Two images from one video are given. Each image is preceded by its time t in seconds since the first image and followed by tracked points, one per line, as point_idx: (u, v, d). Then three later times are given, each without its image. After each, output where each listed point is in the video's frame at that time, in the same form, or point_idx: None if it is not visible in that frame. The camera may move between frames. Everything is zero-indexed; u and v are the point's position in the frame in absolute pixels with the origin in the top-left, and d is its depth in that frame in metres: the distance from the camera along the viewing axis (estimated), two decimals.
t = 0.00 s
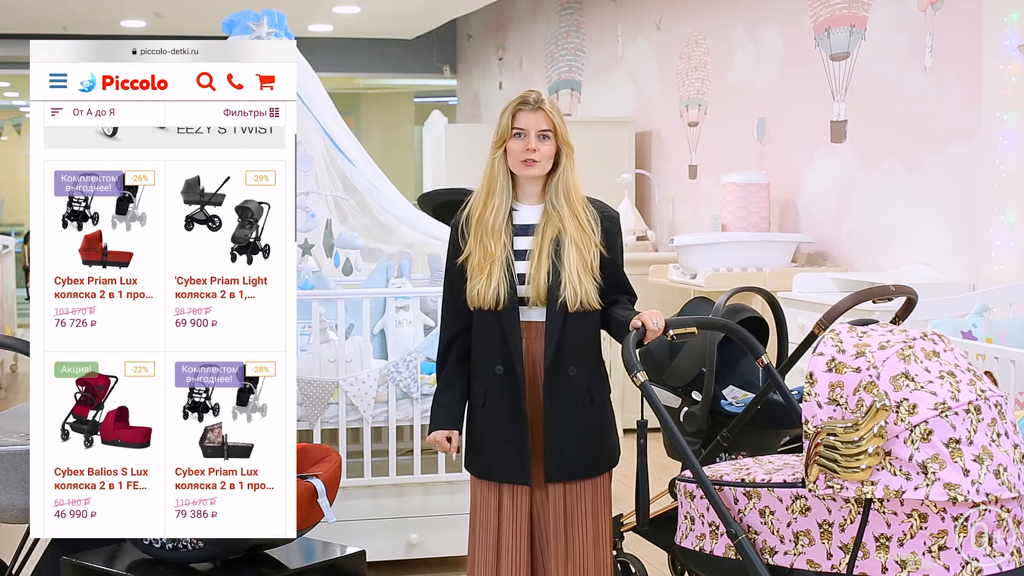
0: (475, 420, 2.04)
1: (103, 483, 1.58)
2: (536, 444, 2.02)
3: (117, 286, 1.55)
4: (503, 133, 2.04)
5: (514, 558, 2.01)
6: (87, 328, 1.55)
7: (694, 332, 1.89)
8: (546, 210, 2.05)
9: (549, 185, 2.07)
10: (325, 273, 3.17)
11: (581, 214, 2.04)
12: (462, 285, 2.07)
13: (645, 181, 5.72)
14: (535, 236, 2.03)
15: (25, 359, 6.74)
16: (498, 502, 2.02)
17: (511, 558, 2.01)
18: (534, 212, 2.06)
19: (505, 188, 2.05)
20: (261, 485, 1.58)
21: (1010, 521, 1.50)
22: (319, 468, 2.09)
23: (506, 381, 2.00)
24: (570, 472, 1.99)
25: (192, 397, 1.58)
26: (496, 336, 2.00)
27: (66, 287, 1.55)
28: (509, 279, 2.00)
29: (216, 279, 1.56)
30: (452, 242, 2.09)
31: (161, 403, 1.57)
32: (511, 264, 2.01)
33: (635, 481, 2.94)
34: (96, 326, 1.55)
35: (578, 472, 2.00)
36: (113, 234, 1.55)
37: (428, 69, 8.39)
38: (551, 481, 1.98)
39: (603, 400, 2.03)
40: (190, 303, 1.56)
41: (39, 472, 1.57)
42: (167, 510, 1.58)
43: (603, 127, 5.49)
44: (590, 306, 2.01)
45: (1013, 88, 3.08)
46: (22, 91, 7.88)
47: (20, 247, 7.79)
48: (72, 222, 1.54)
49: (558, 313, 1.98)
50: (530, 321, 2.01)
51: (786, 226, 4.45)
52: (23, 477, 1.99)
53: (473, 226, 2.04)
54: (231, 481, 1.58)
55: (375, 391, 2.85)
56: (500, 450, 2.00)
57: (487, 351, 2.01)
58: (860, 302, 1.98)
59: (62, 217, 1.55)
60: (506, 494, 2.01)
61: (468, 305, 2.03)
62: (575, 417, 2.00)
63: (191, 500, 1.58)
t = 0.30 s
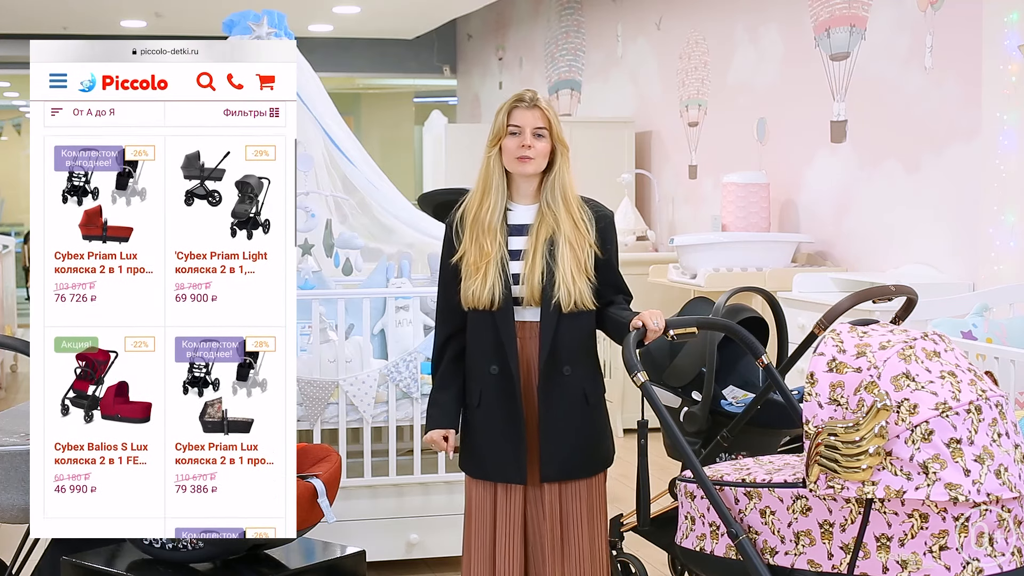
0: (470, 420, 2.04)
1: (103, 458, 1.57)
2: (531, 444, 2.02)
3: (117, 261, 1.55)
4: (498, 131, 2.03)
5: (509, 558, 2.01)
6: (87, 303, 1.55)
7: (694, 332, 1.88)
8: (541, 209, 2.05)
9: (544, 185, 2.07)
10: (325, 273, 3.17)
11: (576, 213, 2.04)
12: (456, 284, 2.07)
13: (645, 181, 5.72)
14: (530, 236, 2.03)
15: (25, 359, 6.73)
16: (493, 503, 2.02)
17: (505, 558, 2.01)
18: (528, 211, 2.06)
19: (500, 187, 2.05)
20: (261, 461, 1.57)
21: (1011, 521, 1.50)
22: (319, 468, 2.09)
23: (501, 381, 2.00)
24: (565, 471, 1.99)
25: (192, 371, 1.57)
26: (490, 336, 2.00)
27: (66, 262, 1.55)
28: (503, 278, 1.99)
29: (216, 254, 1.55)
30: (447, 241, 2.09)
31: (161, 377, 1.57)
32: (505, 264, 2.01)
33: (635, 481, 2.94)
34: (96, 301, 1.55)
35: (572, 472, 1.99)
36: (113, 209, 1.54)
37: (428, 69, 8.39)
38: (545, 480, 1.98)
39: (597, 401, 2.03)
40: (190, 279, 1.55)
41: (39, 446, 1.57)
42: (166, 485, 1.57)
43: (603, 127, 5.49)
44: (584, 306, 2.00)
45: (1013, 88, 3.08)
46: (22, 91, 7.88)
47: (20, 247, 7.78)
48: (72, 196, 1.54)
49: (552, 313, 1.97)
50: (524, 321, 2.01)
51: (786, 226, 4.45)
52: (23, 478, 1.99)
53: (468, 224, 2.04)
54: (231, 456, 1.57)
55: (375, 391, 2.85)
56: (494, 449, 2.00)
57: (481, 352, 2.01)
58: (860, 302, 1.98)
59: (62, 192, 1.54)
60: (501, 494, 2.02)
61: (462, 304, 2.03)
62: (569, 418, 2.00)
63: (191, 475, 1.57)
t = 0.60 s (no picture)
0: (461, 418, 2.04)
1: (103, 433, 1.56)
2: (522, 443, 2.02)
3: (117, 236, 1.55)
4: (491, 132, 2.03)
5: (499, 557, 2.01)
6: (87, 278, 1.54)
7: (693, 332, 1.88)
8: (533, 210, 2.05)
9: (536, 185, 2.07)
10: (325, 273, 3.17)
11: (568, 214, 2.04)
12: (449, 283, 2.07)
13: (645, 181, 5.72)
14: (522, 236, 2.03)
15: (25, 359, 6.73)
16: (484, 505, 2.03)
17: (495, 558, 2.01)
18: (521, 211, 2.06)
19: (493, 187, 2.05)
20: (261, 435, 1.57)
21: (1011, 521, 1.50)
22: (319, 468, 2.09)
23: (491, 381, 2.00)
24: (555, 471, 1.99)
25: (192, 346, 1.56)
26: (481, 335, 2.00)
27: (66, 237, 1.54)
28: (495, 278, 2.00)
29: (216, 228, 1.55)
30: (440, 241, 2.09)
31: (161, 352, 1.56)
32: (497, 263, 2.01)
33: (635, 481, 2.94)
34: (95, 276, 1.55)
35: (563, 472, 1.99)
36: (113, 183, 1.54)
37: (428, 69, 8.39)
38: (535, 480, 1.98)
39: (588, 399, 2.02)
40: (190, 254, 1.55)
41: (39, 422, 1.56)
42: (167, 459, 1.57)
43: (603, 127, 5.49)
44: (576, 306, 2.00)
45: (1013, 88, 3.08)
46: (22, 91, 7.89)
47: (20, 247, 7.78)
48: (72, 170, 1.54)
49: (542, 312, 1.98)
50: (514, 321, 2.01)
51: (786, 226, 4.45)
52: (23, 478, 1.99)
53: (460, 224, 2.05)
54: (231, 430, 1.57)
55: (375, 391, 2.85)
56: (484, 449, 2.00)
57: (472, 352, 2.01)
58: (860, 302, 1.98)
59: (62, 166, 1.54)
60: (491, 494, 2.02)
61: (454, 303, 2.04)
62: (560, 418, 1.99)
63: (191, 450, 1.57)
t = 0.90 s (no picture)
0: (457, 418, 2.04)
1: (103, 415, 1.56)
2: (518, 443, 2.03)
3: (117, 218, 1.54)
4: (485, 133, 2.03)
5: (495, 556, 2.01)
6: (87, 260, 1.54)
7: (693, 333, 1.88)
8: (529, 210, 2.05)
9: (531, 186, 2.07)
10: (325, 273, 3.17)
11: (564, 214, 2.04)
12: (445, 284, 2.06)
13: (645, 181, 5.72)
14: (518, 236, 2.03)
15: (25, 359, 6.73)
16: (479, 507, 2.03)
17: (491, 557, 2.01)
18: (516, 212, 2.06)
19: (488, 188, 2.05)
20: (261, 418, 1.56)
21: (1010, 521, 1.50)
22: (319, 468, 2.09)
23: (488, 381, 2.00)
24: (552, 471, 1.99)
25: (192, 328, 1.56)
26: (478, 336, 2.00)
27: (66, 219, 1.53)
28: (492, 279, 1.99)
29: (216, 210, 1.55)
30: (435, 242, 2.08)
31: (161, 334, 1.56)
32: (494, 264, 2.01)
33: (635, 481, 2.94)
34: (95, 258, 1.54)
35: (560, 471, 2.00)
36: (113, 165, 1.53)
37: (428, 69, 8.39)
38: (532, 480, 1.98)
39: (584, 399, 2.03)
40: (190, 236, 1.55)
41: (38, 405, 1.56)
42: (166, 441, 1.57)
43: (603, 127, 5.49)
44: (573, 306, 2.00)
45: (1013, 88, 3.08)
46: (22, 91, 7.89)
47: (20, 247, 7.77)
48: (72, 153, 1.53)
49: (540, 312, 1.98)
50: (511, 321, 2.02)
51: (786, 226, 4.45)
52: (23, 478, 1.99)
53: (455, 226, 2.04)
54: (231, 413, 1.57)
55: (375, 392, 2.85)
56: (481, 449, 2.00)
57: (468, 353, 2.01)
58: (860, 302, 1.98)
59: (62, 148, 1.53)
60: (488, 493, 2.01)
61: (450, 305, 2.03)
62: (557, 418, 2.00)
63: (191, 432, 1.57)
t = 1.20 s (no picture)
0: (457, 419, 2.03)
1: (103, 395, 1.56)
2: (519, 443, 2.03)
3: (117, 197, 1.54)
4: (483, 136, 2.03)
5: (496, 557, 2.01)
6: (87, 240, 1.54)
7: (693, 332, 1.88)
8: (530, 210, 2.05)
9: (531, 186, 2.07)
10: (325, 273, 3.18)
11: (564, 213, 2.04)
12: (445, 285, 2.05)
13: (645, 181, 5.72)
14: (520, 236, 2.03)
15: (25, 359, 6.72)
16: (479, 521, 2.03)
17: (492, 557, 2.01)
18: (517, 212, 2.06)
19: (489, 189, 2.04)
20: (261, 397, 1.57)
21: (1011, 521, 1.50)
22: (319, 468, 2.09)
23: (490, 381, 2.00)
24: (553, 471, 1.99)
25: (192, 308, 1.56)
26: (480, 336, 2.00)
27: (66, 198, 1.54)
28: (494, 279, 1.99)
29: (216, 190, 1.55)
30: (434, 244, 2.07)
31: (161, 313, 1.56)
32: (496, 264, 2.01)
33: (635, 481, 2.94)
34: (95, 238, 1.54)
35: (561, 472, 2.00)
36: (113, 145, 1.53)
37: (428, 69, 8.39)
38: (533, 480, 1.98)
39: (584, 401, 2.03)
40: (190, 216, 1.55)
41: (39, 385, 1.56)
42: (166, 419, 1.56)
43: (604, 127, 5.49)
44: (575, 305, 2.01)
45: (1013, 88, 3.08)
46: (22, 91, 7.89)
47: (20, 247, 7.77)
48: (71, 140, 1.53)
49: (542, 312, 1.98)
50: (513, 321, 2.01)
51: (786, 226, 4.45)
52: (23, 478, 1.99)
53: (456, 227, 2.03)
54: (231, 392, 1.57)
55: (375, 391, 2.84)
56: (482, 449, 2.00)
57: (469, 352, 2.01)
58: (860, 302, 1.98)
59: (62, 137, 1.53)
60: (489, 494, 2.01)
61: (452, 305, 2.02)
62: (558, 418, 2.00)
63: (191, 412, 1.57)
